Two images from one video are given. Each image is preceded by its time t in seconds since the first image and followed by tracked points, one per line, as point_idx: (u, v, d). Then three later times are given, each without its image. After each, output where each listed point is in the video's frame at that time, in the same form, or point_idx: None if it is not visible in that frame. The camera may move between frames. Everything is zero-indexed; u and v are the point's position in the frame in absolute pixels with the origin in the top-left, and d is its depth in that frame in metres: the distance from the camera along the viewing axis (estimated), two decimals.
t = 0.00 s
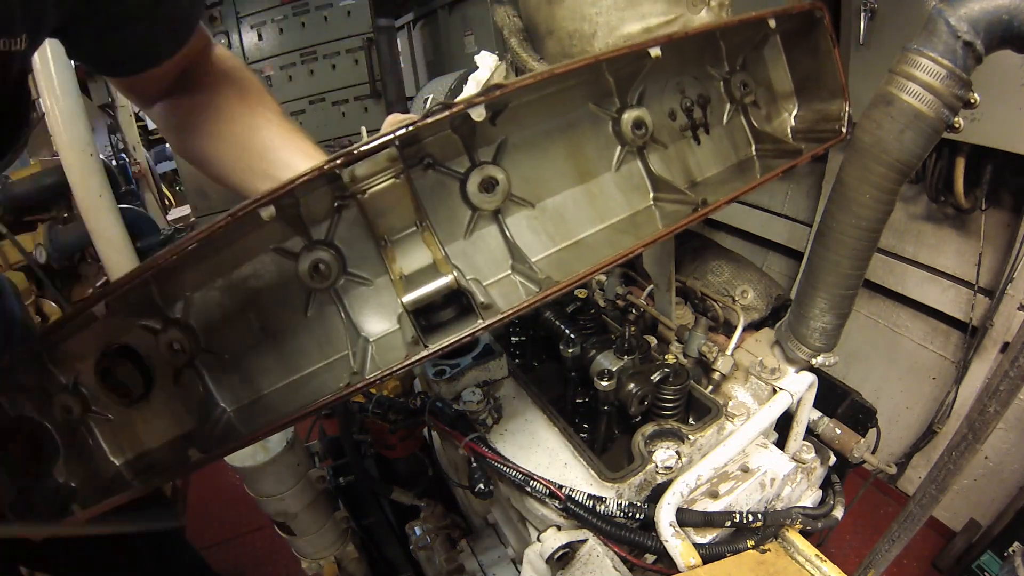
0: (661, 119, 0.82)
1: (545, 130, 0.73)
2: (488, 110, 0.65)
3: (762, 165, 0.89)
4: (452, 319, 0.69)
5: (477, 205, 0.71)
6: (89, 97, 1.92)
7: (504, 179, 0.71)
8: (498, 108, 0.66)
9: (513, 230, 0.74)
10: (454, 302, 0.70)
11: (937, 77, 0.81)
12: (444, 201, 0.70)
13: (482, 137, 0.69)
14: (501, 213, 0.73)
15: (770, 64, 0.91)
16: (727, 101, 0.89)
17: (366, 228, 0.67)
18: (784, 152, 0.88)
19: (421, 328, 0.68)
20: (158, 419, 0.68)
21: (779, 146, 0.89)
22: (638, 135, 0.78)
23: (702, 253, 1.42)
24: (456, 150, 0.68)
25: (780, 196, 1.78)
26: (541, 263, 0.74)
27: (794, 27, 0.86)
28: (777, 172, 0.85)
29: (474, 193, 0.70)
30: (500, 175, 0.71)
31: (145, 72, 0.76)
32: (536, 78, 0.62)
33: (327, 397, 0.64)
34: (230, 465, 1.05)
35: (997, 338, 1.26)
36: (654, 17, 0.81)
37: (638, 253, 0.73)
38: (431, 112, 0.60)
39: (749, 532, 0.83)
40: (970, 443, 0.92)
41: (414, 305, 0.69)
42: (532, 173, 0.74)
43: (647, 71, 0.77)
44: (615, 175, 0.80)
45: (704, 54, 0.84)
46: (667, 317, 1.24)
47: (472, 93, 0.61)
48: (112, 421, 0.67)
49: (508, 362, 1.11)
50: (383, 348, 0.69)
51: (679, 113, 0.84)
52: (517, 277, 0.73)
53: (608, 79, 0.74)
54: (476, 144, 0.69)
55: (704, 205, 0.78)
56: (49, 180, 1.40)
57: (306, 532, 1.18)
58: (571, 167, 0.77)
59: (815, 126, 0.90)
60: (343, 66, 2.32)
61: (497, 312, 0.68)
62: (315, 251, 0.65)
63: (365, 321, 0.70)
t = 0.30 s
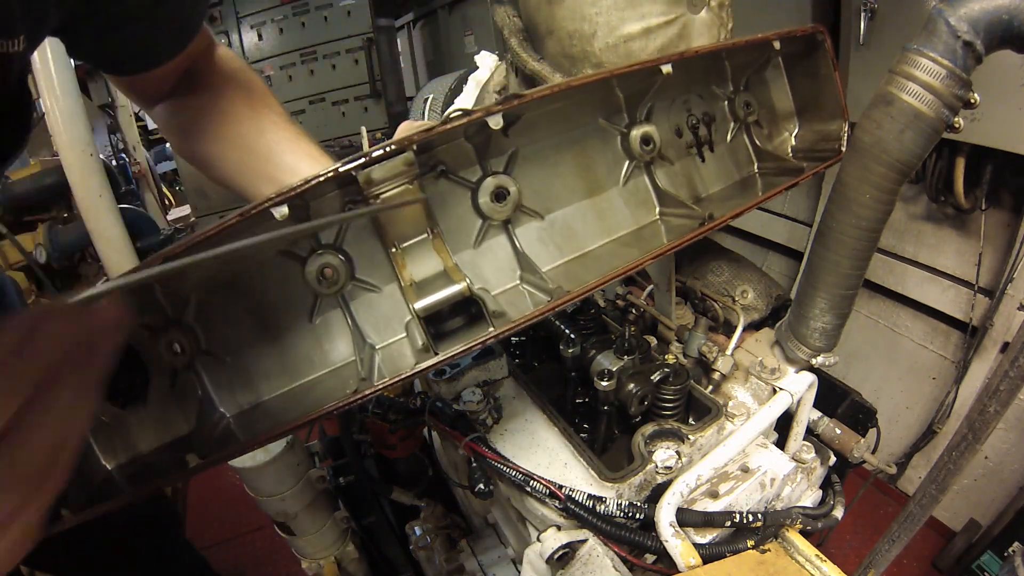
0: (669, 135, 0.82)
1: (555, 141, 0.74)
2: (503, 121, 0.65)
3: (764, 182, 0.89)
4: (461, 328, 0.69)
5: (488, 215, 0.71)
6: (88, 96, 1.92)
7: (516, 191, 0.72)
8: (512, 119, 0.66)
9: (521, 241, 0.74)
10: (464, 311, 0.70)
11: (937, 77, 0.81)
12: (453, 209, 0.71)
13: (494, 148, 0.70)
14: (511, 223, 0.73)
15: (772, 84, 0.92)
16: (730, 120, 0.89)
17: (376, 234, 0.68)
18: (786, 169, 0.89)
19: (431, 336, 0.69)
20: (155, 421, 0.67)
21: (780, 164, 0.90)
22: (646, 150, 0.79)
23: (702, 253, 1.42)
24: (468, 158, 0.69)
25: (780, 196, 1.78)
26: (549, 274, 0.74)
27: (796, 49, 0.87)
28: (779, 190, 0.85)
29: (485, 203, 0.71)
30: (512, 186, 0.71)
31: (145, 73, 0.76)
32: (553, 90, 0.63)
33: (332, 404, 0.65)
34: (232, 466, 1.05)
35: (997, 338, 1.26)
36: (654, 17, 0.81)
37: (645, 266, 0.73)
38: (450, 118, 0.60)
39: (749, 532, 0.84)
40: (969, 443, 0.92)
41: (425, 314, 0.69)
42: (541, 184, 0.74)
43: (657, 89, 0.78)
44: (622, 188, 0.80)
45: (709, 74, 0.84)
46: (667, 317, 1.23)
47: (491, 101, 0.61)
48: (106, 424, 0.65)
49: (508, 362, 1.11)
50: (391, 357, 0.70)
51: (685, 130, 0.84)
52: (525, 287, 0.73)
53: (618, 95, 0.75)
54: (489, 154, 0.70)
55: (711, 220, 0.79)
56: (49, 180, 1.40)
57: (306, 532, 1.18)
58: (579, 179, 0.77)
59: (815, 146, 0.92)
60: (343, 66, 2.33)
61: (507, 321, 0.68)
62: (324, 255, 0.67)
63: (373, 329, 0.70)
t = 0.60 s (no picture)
0: (667, 137, 0.82)
1: (554, 147, 0.73)
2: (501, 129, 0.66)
3: (763, 183, 0.89)
4: (461, 334, 0.70)
5: (488, 222, 0.71)
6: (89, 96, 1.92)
7: (515, 198, 0.72)
8: (510, 125, 0.66)
9: (520, 247, 0.74)
10: (464, 317, 0.71)
11: (937, 77, 0.81)
12: (453, 213, 0.71)
13: (493, 155, 0.70)
14: (510, 229, 0.73)
15: (771, 83, 0.91)
16: (730, 121, 0.89)
17: (376, 240, 0.68)
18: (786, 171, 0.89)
19: (431, 342, 0.69)
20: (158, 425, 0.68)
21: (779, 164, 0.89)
22: (644, 154, 0.79)
23: (702, 254, 1.42)
24: (468, 165, 0.69)
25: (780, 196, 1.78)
26: (549, 279, 0.74)
27: (796, 49, 0.87)
28: (778, 193, 0.85)
29: (484, 210, 0.71)
30: (510, 192, 0.71)
31: (144, 73, 0.76)
32: (551, 97, 0.63)
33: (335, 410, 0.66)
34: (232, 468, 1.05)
35: (997, 338, 1.26)
36: (654, 17, 0.81)
37: (644, 271, 0.73)
38: (448, 127, 0.60)
39: (749, 532, 0.84)
40: (969, 443, 0.92)
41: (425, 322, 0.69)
42: (540, 190, 0.74)
43: (656, 92, 0.78)
44: (621, 193, 0.80)
45: (708, 76, 0.84)
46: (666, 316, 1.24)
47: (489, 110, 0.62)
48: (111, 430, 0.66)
49: (508, 362, 1.11)
50: (393, 363, 0.70)
51: (683, 132, 0.84)
52: (524, 292, 0.73)
53: (618, 99, 0.75)
54: (487, 160, 0.70)
55: (709, 224, 0.79)
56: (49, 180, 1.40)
57: (306, 532, 1.18)
58: (578, 183, 0.77)
59: (814, 146, 0.91)
60: (343, 66, 2.33)
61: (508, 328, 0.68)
62: (324, 263, 0.67)
63: (375, 335, 0.70)
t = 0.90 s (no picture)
0: (667, 139, 0.82)
1: (554, 149, 0.74)
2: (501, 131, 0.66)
3: (764, 185, 0.89)
4: (462, 336, 0.69)
5: (488, 224, 0.71)
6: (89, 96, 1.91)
7: (515, 200, 0.72)
8: (510, 127, 0.67)
9: (520, 249, 0.74)
10: (464, 319, 0.70)
11: (937, 77, 0.81)
12: (453, 217, 0.71)
13: (493, 157, 0.70)
14: (510, 231, 0.73)
15: (771, 85, 0.91)
16: (730, 122, 0.89)
17: (376, 242, 0.68)
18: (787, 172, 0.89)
19: (432, 344, 0.68)
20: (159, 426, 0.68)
21: (779, 166, 0.90)
22: (644, 156, 0.79)
23: (702, 254, 1.42)
24: (468, 168, 0.69)
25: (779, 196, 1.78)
26: (549, 280, 0.74)
27: (796, 51, 0.86)
28: (779, 193, 0.85)
29: (485, 212, 0.71)
30: (510, 194, 0.71)
31: (144, 76, 0.76)
32: (550, 100, 0.63)
33: (335, 411, 0.66)
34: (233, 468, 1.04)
35: (997, 338, 1.26)
36: (654, 17, 0.81)
37: (644, 272, 0.73)
38: (448, 131, 0.60)
39: (749, 533, 0.84)
40: (969, 443, 0.92)
41: (425, 323, 0.69)
42: (540, 192, 0.74)
43: (655, 94, 0.78)
44: (622, 195, 0.80)
45: (708, 77, 0.84)
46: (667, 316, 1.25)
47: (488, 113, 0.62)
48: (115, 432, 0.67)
49: (508, 363, 1.11)
50: (393, 365, 0.70)
51: (683, 133, 0.84)
52: (525, 294, 0.73)
53: (617, 101, 0.75)
54: (487, 163, 0.70)
55: (710, 224, 0.79)
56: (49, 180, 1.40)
57: (307, 532, 1.18)
58: (578, 185, 0.77)
59: (815, 147, 0.90)
60: (343, 66, 2.33)
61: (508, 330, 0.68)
62: (325, 266, 0.67)
63: (375, 336, 0.70)
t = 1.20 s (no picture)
0: (667, 138, 0.82)
1: (553, 148, 0.74)
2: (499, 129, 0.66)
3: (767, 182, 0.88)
4: (461, 335, 0.69)
5: (488, 224, 0.71)
6: (88, 97, 1.91)
7: (515, 200, 0.72)
8: (509, 126, 0.67)
9: (520, 249, 0.74)
10: (464, 319, 0.70)
11: (937, 77, 0.81)
12: (453, 217, 0.71)
13: (491, 156, 0.70)
14: (510, 231, 0.73)
15: (771, 83, 0.92)
16: (730, 121, 0.89)
17: (376, 242, 0.68)
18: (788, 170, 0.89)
19: (431, 343, 0.68)
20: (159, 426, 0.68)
21: (782, 164, 0.90)
22: (644, 155, 0.78)
23: (702, 254, 1.42)
24: (467, 168, 0.69)
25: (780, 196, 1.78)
26: (550, 280, 0.74)
27: (795, 49, 0.87)
28: (779, 192, 0.84)
29: (485, 212, 0.71)
30: (509, 193, 0.71)
31: (146, 79, 0.76)
32: (547, 97, 0.63)
33: (335, 410, 0.66)
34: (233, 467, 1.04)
35: (997, 338, 1.26)
36: (654, 17, 0.81)
37: (645, 271, 0.73)
38: (446, 127, 0.60)
39: (749, 532, 0.84)
40: (969, 443, 0.92)
41: (424, 322, 0.69)
42: (540, 191, 0.74)
43: (653, 92, 0.78)
44: (622, 194, 0.80)
45: (707, 77, 0.84)
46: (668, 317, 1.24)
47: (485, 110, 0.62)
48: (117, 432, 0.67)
49: (508, 363, 1.11)
50: (393, 364, 0.70)
51: (684, 132, 0.84)
52: (526, 294, 0.73)
53: (616, 100, 0.75)
54: (486, 162, 0.70)
55: (710, 221, 0.78)
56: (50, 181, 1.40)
57: (307, 532, 1.18)
58: (578, 184, 0.77)
59: (816, 145, 0.92)
60: (343, 66, 2.33)
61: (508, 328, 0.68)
62: (325, 266, 0.66)
63: (375, 337, 0.70)
